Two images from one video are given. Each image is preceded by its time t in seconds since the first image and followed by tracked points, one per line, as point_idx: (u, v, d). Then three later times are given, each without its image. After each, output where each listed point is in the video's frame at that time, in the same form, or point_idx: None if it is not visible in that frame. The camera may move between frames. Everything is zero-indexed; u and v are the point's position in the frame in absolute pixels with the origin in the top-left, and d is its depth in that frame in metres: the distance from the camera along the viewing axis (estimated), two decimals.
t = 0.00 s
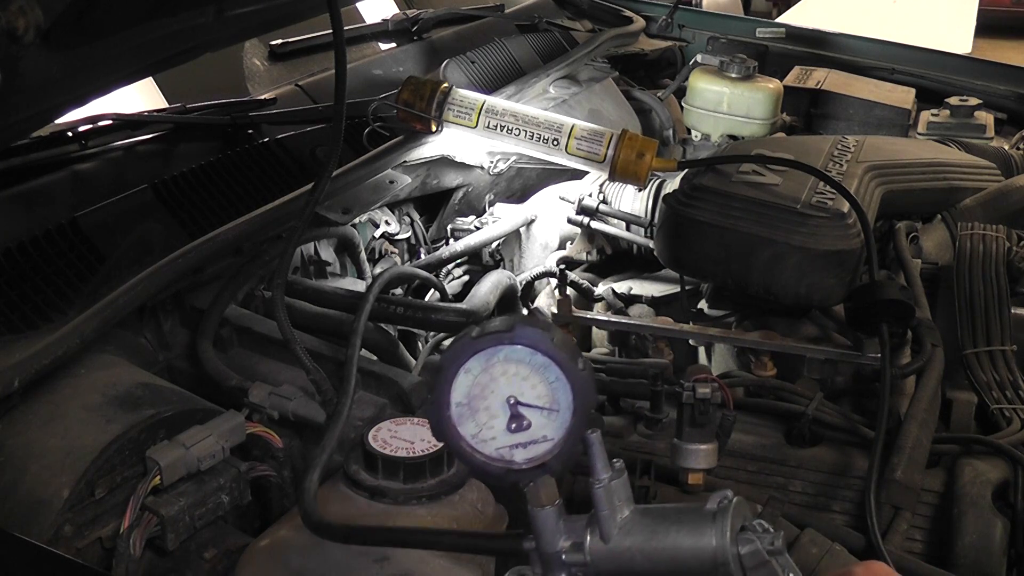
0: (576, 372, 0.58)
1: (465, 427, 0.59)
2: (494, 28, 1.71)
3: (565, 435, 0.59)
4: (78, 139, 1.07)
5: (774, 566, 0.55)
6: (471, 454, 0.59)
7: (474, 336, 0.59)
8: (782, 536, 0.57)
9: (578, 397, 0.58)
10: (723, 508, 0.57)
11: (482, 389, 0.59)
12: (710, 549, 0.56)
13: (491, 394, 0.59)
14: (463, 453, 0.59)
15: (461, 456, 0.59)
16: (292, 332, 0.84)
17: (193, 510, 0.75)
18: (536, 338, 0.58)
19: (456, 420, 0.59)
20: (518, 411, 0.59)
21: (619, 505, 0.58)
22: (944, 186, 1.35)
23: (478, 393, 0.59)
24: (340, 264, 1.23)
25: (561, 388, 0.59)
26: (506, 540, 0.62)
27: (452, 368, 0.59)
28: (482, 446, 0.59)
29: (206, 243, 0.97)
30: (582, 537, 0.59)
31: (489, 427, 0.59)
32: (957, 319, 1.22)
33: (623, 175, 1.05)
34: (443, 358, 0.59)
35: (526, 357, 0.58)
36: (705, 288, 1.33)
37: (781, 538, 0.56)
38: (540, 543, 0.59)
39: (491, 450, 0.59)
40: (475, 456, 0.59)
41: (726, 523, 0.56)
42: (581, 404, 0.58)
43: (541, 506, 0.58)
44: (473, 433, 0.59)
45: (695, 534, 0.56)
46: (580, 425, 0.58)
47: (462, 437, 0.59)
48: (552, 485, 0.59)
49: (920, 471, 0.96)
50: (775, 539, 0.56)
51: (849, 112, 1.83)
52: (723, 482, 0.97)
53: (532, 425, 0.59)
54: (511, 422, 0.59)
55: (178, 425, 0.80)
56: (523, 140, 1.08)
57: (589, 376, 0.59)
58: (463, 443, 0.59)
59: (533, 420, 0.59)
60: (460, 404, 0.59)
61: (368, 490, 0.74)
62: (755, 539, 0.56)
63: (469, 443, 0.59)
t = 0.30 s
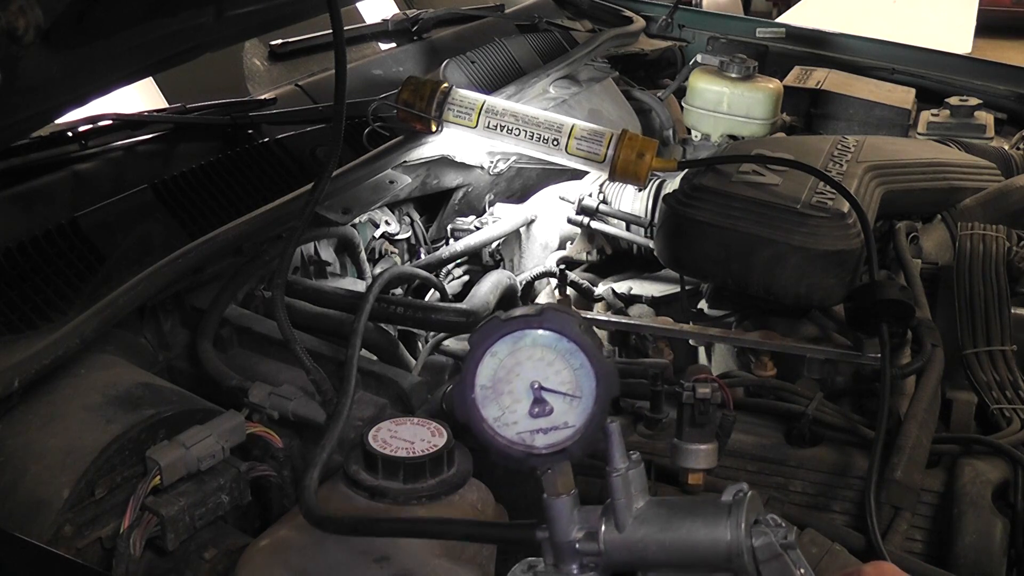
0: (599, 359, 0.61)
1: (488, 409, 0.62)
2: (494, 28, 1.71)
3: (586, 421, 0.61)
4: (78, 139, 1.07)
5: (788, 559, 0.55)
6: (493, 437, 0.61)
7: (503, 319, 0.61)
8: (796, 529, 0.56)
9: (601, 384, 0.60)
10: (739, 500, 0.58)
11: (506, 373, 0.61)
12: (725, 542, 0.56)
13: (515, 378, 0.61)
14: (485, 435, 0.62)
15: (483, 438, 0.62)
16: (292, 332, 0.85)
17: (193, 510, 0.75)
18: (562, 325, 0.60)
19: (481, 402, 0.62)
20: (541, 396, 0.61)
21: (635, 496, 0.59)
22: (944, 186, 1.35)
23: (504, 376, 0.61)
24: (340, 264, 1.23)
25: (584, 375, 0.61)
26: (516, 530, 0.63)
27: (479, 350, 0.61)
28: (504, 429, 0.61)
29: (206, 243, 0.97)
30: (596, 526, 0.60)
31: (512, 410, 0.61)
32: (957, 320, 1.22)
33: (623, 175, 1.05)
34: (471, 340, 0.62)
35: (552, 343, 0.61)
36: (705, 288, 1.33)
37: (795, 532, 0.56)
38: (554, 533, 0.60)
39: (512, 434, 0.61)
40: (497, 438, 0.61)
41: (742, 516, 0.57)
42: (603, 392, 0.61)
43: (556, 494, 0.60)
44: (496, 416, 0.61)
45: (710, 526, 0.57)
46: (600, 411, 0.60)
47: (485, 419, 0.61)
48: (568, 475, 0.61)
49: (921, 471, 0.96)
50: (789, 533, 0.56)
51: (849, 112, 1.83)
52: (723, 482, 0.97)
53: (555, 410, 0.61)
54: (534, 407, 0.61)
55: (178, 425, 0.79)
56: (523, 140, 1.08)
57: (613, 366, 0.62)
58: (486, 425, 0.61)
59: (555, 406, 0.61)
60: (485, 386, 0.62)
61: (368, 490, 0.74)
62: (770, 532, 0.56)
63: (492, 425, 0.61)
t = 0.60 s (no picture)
0: (596, 363, 0.61)
1: (487, 413, 0.62)
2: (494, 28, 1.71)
3: (584, 425, 0.61)
4: (78, 139, 1.07)
5: (786, 561, 0.55)
6: (491, 441, 0.62)
7: (501, 325, 0.62)
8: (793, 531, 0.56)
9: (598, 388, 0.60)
10: (735, 503, 0.57)
11: (505, 377, 0.62)
12: (722, 544, 0.55)
13: (514, 382, 0.62)
14: (483, 439, 0.62)
15: (482, 442, 0.62)
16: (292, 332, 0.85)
17: (193, 510, 0.75)
18: (559, 330, 0.61)
19: (480, 406, 0.62)
20: (539, 400, 0.62)
21: (633, 499, 0.59)
22: (943, 186, 1.35)
23: (501, 380, 0.62)
24: (340, 264, 1.23)
25: (581, 379, 0.61)
26: (516, 534, 0.63)
27: (478, 355, 0.62)
28: (503, 433, 0.62)
29: (206, 243, 0.97)
30: (595, 530, 0.60)
31: (510, 415, 0.62)
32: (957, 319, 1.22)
33: (623, 175, 1.05)
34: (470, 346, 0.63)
35: (549, 348, 0.61)
36: (705, 288, 1.33)
37: (792, 534, 0.56)
38: (552, 537, 0.60)
39: (511, 438, 0.62)
40: (495, 442, 0.62)
41: (739, 518, 0.56)
42: (600, 396, 0.61)
43: (555, 498, 0.60)
44: (495, 420, 0.62)
45: (707, 529, 0.56)
46: (598, 415, 0.61)
47: (484, 423, 0.62)
48: (566, 478, 0.61)
49: (920, 471, 0.96)
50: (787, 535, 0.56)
51: (849, 112, 1.83)
52: (723, 482, 0.97)
53: (552, 415, 0.62)
54: (532, 411, 0.62)
55: (178, 425, 0.79)
56: (523, 140, 1.08)
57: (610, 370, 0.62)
58: (485, 430, 0.62)
59: (553, 411, 0.62)
60: (483, 391, 0.62)
61: (368, 490, 0.74)
62: (767, 533, 0.55)
63: (490, 429, 0.62)
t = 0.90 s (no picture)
0: (595, 361, 0.62)
1: (487, 411, 0.63)
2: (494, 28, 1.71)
3: (583, 423, 0.62)
4: (77, 139, 1.07)
5: (786, 559, 0.54)
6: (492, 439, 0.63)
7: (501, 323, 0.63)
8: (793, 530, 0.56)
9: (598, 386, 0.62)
10: (735, 502, 0.57)
11: (504, 375, 0.63)
12: (722, 543, 0.55)
13: (514, 380, 0.63)
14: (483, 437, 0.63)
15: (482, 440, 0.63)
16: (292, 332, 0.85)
17: (193, 511, 0.75)
18: (559, 328, 0.62)
19: (479, 404, 0.63)
20: (539, 398, 0.63)
21: (633, 497, 0.58)
22: (943, 187, 1.35)
23: (501, 378, 0.63)
24: (340, 264, 1.23)
25: (580, 377, 0.62)
26: (517, 533, 0.63)
27: (478, 353, 0.63)
28: (503, 432, 0.63)
29: (206, 243, 0.97)
30: (595, 529, 0.60)
31: (510, 413, 0.63)
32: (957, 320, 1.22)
33: (623, 175, 1.05)
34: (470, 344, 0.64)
35: (549, 345, 0.62)
36: (705, 288, 1.33)
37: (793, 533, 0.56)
38: (552, 535, 0.60)
39: (511, 436, 0.63)
40: (495, 440, 0.63)
41: (739, 516, 0.56)
42: (600, 394, 0.62)
43: (555, 497, 0.60)
44: (495, 419, 0.63)
45: (707, 527, 0.56)
46: (597, 413, 0.62)
47: (484, 422, 0.63)
48: (566, 476, 0.61)
49: (920, 471, 0.96)
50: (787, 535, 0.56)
51: (849, 112, 1.83)
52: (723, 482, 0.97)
53: (552, 413, 0.63)
54: (532, 409, 0.63)
55: (178, 425, 0.79)
56: (523, 140, 1.08)
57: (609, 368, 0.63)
58: (485, 428, 0.63)
59: (553, 408, 0.63)
60: (483, 389, 0.63)
61: (368, 490, 0.74)
62: (767, 532, 0.55)
63: (490, 428, 0.62)
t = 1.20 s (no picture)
0: (588, 364, 0.67)
1: (485, 413, 0.68)
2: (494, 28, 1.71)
3: (578, 423, 0.67)
4: (77, 139, 1.07)
5: (784, 560, 0.54)
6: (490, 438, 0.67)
7: (497, 326, 0.68)
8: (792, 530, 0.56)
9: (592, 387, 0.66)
10: (733, 502, 0.57)
11: (502, 378, 0.68)
12: (719, 543, 0.56)
13: (510, 383, 0.68)
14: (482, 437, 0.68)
15: (481, 441, 0.68)
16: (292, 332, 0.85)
17: (193, 511, 0.75)
18: (553, 333, 0.67)
19: (477, 406, 0.68)
20: (535, 400, 0.67)
21: (630, 498, 0.59)
22: (943, 184, 1.36)
23: (498, 380, 0.68)
24: (340, 264, 1.23)
25: (574, 378, 0.67)
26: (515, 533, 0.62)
27: (476, 357, 0.68)
28: (501, 432, 0.67)
29: (205, 243, 0.97)
30: (592, 530, 0.60)
31: (507, 415, 0.67)
32: (957, 320, 1.22)
33: (623, 175, 1.05)
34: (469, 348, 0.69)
35: (543, 350, 0.67)
36: (705, 288, 1.33)
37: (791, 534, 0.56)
38: (550, 536, 0.60)
39: (508, 437, 0.67)
40: (494, 441, 0.67)
41: (737, 517, 0.56)
42: (593, 395, 0.67)
43: (553, 497, 0.59)
44: (492, 420, 0.67)
45: (705, 527, 0.56)
46: (591, 413, 0.67)
47: (482, 423, 0.67)
48: (563, 478, 0.61)
49: (920, 471, 0.96)
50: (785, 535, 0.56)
51: (849, 111, 1.83)
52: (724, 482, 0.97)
53: (548, 413, 0.67)
54: (528, 411, 0.67)
55: (178, 425, 0.80)
56: (523, 140, 1.08)
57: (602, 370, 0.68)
58: (483, 428, 0.67)
59: (548, 409, 0.67)
60: (481, 392, 0.68)
61: (368, 490, 0.74)
62: (764, 532, 0.55)
63: (488, 429, 0.67)
